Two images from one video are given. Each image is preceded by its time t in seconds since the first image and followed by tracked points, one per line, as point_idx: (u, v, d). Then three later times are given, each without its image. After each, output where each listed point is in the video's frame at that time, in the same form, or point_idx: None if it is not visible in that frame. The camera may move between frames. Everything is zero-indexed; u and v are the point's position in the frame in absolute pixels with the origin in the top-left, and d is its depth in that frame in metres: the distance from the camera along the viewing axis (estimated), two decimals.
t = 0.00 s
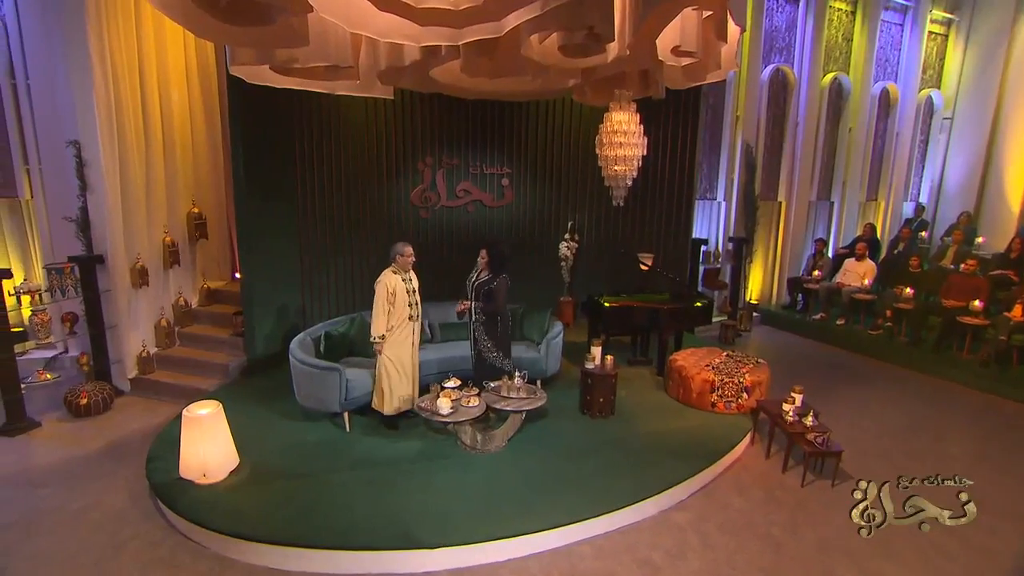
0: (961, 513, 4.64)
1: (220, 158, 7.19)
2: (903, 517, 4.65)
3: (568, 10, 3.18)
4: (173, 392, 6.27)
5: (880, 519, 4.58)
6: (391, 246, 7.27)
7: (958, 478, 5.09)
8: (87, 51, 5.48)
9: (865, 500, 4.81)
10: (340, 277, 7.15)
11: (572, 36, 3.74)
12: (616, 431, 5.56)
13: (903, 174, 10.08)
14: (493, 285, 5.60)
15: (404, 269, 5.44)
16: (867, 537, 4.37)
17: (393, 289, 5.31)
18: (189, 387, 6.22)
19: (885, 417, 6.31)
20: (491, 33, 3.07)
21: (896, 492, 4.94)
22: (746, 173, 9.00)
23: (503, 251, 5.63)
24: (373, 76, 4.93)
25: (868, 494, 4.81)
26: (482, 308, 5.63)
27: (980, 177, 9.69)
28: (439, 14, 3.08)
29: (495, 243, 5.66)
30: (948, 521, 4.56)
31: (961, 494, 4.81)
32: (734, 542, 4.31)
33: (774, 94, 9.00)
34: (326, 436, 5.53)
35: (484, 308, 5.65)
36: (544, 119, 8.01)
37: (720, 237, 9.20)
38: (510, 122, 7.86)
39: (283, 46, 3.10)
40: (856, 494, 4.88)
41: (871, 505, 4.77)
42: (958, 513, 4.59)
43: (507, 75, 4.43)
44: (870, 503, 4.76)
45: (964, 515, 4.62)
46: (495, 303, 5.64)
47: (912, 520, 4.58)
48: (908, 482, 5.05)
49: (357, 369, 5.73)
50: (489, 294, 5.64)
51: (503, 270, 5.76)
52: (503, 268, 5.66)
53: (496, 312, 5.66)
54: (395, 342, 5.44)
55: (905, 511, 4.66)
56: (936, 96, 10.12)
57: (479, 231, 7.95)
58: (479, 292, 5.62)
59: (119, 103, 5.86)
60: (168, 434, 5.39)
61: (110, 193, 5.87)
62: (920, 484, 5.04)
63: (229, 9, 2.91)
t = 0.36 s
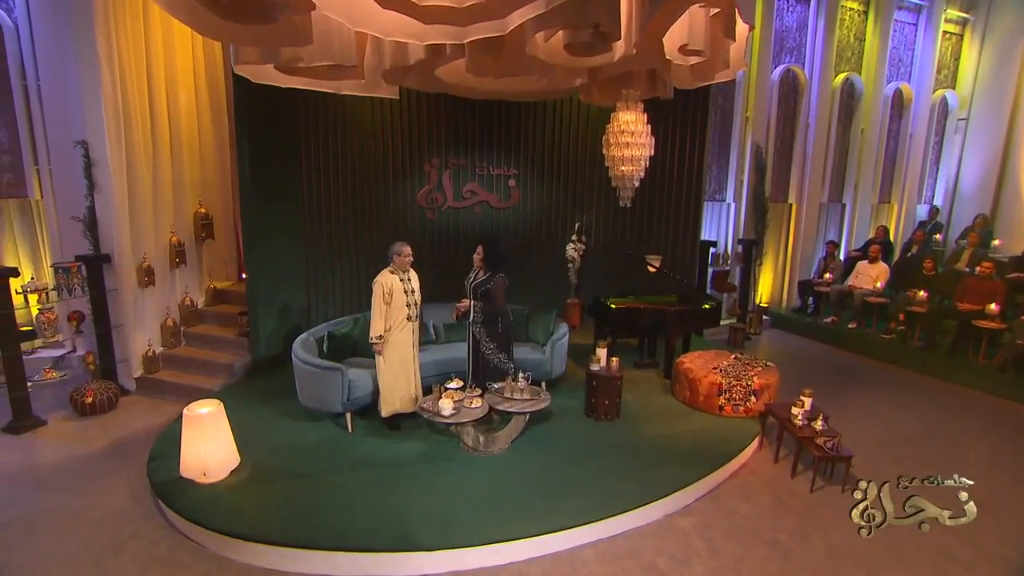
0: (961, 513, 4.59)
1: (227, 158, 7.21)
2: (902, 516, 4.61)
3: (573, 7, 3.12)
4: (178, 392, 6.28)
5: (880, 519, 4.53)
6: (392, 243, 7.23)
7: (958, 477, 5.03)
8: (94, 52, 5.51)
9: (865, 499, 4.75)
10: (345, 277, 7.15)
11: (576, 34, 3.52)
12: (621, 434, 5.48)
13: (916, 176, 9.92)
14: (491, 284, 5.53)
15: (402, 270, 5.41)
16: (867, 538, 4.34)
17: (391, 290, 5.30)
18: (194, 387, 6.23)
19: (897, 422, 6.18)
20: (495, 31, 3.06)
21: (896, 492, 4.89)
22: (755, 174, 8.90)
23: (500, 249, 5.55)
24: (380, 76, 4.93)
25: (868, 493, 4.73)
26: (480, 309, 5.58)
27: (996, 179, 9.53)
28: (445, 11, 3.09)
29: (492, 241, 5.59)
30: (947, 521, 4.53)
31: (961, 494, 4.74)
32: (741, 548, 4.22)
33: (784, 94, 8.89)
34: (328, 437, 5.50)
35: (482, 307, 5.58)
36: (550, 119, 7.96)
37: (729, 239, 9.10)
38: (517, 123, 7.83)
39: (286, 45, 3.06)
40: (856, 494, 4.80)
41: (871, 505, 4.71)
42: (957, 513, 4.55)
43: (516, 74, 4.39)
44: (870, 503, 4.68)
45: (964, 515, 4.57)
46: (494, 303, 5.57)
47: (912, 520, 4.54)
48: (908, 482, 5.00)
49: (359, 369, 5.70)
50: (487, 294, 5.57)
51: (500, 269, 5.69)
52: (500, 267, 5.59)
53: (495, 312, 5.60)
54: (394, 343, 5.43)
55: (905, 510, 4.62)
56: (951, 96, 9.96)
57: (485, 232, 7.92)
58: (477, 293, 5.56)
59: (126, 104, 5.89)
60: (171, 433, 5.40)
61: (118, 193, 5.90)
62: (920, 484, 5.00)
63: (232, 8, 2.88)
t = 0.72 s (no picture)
0: (961, 512, 4.50)
1: (230, 158, 7.15)
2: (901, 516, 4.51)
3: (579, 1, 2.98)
4: (178, 393, 6.20)
5: (880, 519, 4.42)
6: (392, 241, 7.11)
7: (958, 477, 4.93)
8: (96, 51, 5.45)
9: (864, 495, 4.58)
10: (348, 278, 7.07)
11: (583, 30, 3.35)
12: (626, 440, 5.30)
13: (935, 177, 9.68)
14: (490, 285, 5.37)
15: (400, 271, 5.35)
16: (867, 537, 4.25)
17: (385, 289, 5.29)
18: (194, 388, 6.16)
19: (915, 429, 5.94)
20: (501, 26, 2.87)
21: (896, 492, 4.78)
22: (768, 174, 8.70)
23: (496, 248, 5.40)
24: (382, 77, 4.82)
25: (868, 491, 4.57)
26: (485, 311, 5.42)
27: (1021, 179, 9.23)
28: (448, 7, 2.88)
29: (487, 240, 5.44)
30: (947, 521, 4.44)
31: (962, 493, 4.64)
32: (750, 558, 4.03)
33: (799, 93, 8.69)
34: (327, 441, 5.38)
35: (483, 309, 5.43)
36: (558, 118, 7.83)
37: (741, 241, 8.89)
38: (525, 122, 7.71)
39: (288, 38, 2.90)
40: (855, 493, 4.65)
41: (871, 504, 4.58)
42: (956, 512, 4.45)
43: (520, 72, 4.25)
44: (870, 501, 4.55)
45: (964, 514, 4.48)
46: (495, 304, 5.40)
47: (912, 520, 4.44)
48: (908, 482, 4.90)
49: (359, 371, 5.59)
50: (487, 295, 5.41)
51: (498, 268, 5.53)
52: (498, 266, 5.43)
53: (498, 314, 5.44)
54: (389, 343, 5.39)
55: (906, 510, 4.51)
56: (974, 95, 9.69)
57: (492, 233, 7.80)
58: (477, 294, 5.41)
59: (129, 103, 5.84)
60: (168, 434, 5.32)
61: (119, 191, 5.84)
62: (920, 483, 4.89)
63: (227, 2, 2.63)
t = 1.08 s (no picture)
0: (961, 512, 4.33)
1: (228, 158, 7.00)
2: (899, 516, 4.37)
3: None
4: (171, 397, 6.04)
5: (880, 519, 4.23)
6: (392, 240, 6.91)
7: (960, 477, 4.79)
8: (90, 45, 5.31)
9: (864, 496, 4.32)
10: (348, 279, 6.89)
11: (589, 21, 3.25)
12: (631, 448, 5.02)
13: (959, 178, 9.33)
14: (489, 287, 5.14)
15: (398, 272, 5.20)
16: (866, 537, 4.12)
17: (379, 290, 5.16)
18: (187, 392, 5.99)
19: (940, 439, 5.60)
20: (503, 19, 2.75)
21: (895, 492, 4.64)
22: (784, 173, 8.42)
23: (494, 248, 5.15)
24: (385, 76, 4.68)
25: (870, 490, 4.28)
26: (483, 315, 5.20)
27: None
28: None
29: (482, 243, 5.19)
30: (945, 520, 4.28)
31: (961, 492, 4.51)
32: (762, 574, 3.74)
33: (816, 89, 8.38)
34: (319, 446, 5.17)
35: (483, 313, 5.19)
36: (565, 116, 7.61)
37: (755, 243, 8.61)
38: (531, 119, 7.50)
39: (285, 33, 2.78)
40: (857, 493, 4.27)
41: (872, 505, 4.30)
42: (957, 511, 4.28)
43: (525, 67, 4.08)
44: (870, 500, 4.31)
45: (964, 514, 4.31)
46: (494, 307, 5.17)
47: (912, 520, 4.29)
48: (907, 481, 4.77)
49: (356, 374, 5.40)
50: (486, 298, 5.17)
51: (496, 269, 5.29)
52: (496, 267, 5.19)
53: (499, 317, 5.20)
54: (385, 346, 5.19)
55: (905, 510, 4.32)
56: (1001, 90, 9.31)
57: (496, 234, 7.58)
58: (475, 298, 5.19)
59: (123, 100, 5.72)
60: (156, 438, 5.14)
61: (113, 190, 5.70)
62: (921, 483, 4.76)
63: None
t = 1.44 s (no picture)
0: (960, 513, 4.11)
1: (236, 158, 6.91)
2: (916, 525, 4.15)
3: None
4: (174, 399, 5.93)
5: (879, 520, 4.07)
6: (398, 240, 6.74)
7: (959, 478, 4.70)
8: (96, 43, 5.25)
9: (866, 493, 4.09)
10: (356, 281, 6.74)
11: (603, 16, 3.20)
12: (644, 456, 4.76)
13: (999, 176, 8.60)
14: (486, 290, 4.98)
15: (405, 272, 4.99)
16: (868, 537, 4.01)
17: (385, 291, 4.98)
18: (190, 394, 5.88)
19: (976, 452, 5.24)
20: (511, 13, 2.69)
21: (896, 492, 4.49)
22: (809, 174, 8.13)
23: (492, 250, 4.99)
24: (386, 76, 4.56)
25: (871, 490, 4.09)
26: (480, 320, 5.01)
27: None
28: None
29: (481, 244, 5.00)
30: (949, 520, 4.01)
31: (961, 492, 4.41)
32: None
33: (842, 87, 8.13)
34: (318, 450, 4.99)
35: (480, 317, 5.01)
36: (580, 114, 7.40)
37: (778, 246, 8.31)
38: (544, 117, 7.31)
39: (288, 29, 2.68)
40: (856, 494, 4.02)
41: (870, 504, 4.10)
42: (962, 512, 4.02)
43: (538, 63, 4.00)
44: (872, 500, 4.09)
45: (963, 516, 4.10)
46: (492, 312, 4.98)
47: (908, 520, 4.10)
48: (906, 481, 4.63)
49: (361, 377, 5.22)
50: (484, 301, 5.01)
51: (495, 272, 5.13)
52: (494, 270, 5.03)
53: (496, 322, 5.01)
54: (390, 349, 5.03)
55: (906, 509, 4.05)
56: None
57: (509, 237, 7.39)
58: (474, 301, 5.01)
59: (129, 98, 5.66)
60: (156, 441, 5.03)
61: (118, 189, 5.62)
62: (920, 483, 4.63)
63: None
